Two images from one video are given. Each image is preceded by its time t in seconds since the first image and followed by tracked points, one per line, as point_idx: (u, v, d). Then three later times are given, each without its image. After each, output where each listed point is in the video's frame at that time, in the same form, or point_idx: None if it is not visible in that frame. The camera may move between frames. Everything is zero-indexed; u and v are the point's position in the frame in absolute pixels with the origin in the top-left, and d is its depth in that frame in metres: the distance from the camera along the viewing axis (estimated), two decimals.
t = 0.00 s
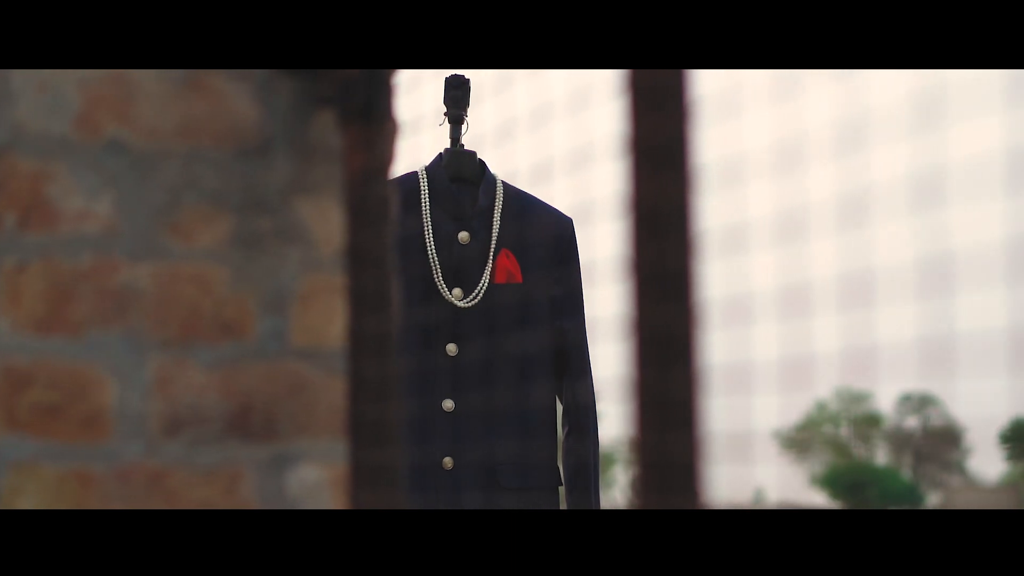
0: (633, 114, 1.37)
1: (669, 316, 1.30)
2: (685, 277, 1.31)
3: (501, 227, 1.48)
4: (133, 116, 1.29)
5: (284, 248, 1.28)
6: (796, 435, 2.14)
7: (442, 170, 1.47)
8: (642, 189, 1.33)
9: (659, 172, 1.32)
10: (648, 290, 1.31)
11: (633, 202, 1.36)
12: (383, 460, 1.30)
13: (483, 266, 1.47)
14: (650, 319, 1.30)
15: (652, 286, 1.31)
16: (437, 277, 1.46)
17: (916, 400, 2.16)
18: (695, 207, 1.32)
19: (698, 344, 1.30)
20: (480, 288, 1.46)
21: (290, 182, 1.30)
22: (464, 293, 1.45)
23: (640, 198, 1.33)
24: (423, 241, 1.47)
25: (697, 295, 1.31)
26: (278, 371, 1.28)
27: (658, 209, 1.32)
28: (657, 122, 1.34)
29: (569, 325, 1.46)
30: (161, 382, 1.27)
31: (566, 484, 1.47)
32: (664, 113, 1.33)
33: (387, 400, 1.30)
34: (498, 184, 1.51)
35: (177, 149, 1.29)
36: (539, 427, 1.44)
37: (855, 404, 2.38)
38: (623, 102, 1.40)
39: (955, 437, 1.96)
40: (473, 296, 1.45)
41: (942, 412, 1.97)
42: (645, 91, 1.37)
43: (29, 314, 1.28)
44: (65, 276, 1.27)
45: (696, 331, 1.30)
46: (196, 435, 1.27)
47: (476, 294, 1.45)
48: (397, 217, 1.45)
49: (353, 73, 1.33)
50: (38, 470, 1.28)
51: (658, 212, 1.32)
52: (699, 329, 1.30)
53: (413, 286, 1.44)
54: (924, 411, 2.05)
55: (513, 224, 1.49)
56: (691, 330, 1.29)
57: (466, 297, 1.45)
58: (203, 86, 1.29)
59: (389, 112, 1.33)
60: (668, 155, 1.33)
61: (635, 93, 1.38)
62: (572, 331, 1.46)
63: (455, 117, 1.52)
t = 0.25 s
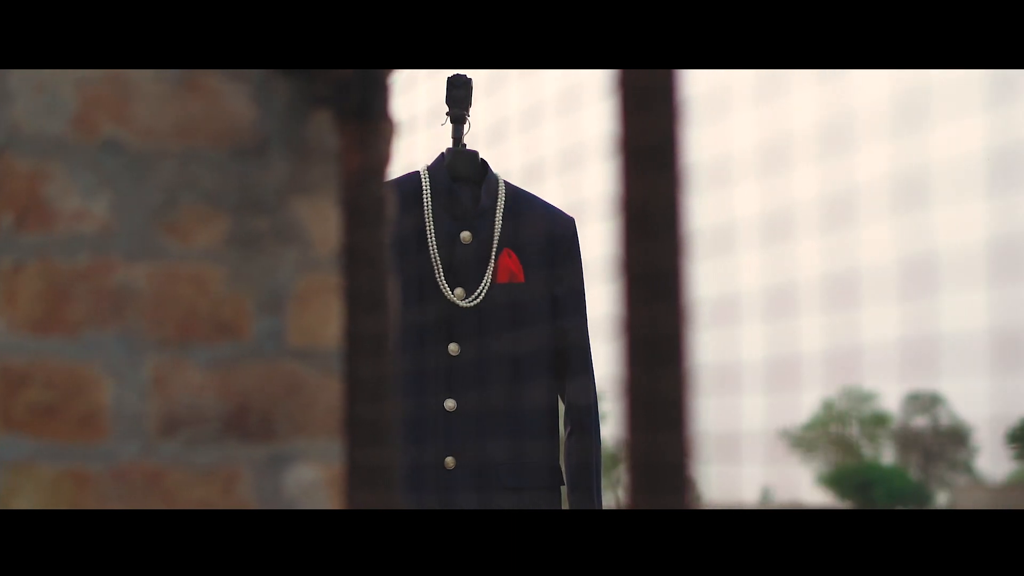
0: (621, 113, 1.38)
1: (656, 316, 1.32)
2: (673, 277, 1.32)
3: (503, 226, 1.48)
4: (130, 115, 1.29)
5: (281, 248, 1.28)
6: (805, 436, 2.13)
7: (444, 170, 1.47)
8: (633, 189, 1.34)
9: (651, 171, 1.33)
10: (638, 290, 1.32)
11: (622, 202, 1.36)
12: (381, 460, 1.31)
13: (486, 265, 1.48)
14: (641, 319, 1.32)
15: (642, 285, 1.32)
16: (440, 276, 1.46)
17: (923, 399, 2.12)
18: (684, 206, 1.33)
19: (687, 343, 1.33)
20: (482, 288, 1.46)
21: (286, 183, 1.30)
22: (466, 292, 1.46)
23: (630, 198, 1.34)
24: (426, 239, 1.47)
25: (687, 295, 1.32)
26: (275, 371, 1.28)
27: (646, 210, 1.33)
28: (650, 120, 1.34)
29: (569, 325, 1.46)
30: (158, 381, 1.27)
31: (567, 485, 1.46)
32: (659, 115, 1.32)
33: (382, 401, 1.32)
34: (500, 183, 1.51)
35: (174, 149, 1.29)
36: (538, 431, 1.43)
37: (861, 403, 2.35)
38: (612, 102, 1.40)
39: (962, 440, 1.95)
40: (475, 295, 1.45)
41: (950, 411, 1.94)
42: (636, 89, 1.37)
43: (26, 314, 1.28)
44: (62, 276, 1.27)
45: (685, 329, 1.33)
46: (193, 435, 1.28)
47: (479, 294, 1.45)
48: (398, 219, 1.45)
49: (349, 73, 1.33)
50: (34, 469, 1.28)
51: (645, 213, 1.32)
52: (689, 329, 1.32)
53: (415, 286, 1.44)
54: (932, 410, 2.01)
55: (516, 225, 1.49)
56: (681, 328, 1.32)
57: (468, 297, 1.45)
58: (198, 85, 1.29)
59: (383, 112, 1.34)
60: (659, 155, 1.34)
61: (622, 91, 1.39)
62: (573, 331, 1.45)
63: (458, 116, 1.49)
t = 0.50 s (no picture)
0: (612, 113, 1.35)
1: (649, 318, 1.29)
2: (663, 276, 1.30)
3: (504, 227, 1.41)
4: (126, 116, 1.29)
5: (278, 247, 1.29)
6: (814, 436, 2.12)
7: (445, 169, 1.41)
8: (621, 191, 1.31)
9: (639, 173, 1.30)
10: (626, 290, 1.32)
11: (612, 203, 1.34)
12: (377, 460, 1.30)
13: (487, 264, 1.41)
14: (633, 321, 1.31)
15: (634, 286, 1.31)
16: (440, 276, 1.39)
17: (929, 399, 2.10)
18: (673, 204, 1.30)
19: (676, 342, 1.29)
20: (484, 287, 1.39)
21: (282, 183, 1.30)
22: (468, 292, 1.38)
23: (619, 197, 1.33)
24: (425, 237, 1.40)
25: (677, 294, 1.29)
26: (270, 371, 1.29)
27: (636, 209, 1.31)
28: (638, 121, 1.32)
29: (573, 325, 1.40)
30: (154, 381, 1.27)
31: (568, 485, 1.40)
32: (650, 115, 1.31)
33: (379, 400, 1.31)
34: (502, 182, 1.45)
35: (170, 149, 1.29)
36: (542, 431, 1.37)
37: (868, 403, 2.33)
38: (602, 102, 1.38)
39: (969, 440, 1.94)
40: (477, 295, 1.38)
41: (956, 410, 1.91)
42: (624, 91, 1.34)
43: (22, 314, 1.27)
44: (57, 277, 1.27)
45: (678, 331, 1.30)
46: (188, 434, 1.28)
47: (480, 294, 1.39)
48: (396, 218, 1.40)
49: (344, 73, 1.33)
50: (30, 469, 1.28)
51: (637, 215, 1.30)
52: (678, 327, 1.29)
53: (415, 285, 1.37)
54: (939, 410, 1.98)
55: (518, 224, 1.43)
56: (670, 327, 1.29)
57: (469, 297, 1.38)
58: (196, 86, 1.29)
59: (379, 112, 1.34)
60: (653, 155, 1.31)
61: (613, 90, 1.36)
62: (574, 330, 1.38)
63: (460, 116, 1.49)
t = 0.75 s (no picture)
0: (598, 113, 1.38)
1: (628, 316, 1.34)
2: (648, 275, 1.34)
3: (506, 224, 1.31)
4: (120, 115, 1.29)
5: (272, 247, 1.30)
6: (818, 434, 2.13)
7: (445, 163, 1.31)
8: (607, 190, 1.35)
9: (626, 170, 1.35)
10: (612, 290, 1.34)
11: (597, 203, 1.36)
12: (368, 459, 1.30)
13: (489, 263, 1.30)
14: (618, 318, 1.34)
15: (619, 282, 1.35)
16: (439, 277, 1.29)
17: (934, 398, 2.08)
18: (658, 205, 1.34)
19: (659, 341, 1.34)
20: (487, 286, 1.29)
21: (277, 182, 1.31)
22: (468, 291, 1.29)
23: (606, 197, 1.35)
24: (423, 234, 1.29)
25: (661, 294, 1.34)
26: (264, 370, 1.29)
27: (621, 210, 1.34)
28: (625, 121, 1.36)
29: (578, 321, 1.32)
30: (149, 380, 1.28)
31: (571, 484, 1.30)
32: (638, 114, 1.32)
33: (372, 399, 1.31)
34: (502, 179, 1.35)
35: (164, 148, 1.29)
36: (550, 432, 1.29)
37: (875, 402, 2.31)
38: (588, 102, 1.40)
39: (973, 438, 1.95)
40: (478, 294, 1.28)
41: (962, 408, 1.89)
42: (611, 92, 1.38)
43: (16, 314, 1.27)
44: (52, 276, 1.27)
45: (661, 330, 1.34)
46: (183, 433, 1.28)
47: (482, 293, 1.29)
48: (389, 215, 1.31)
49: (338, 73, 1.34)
50: (23, 469, 1.28)
51: (619, 213, 1.34)
52: (662, 326, 1.34)
53: (410, 282, 1.27)
54: (943, 409, 1.99)
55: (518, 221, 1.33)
56: (654, 326, 1.33)
57: (470, 296, 1.28)
58: (191, 86, 1.30)
59: (372, 110, 1.35)
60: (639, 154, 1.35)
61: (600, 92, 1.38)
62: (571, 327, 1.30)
63: (462, 115, 1.36)
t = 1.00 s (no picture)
0: (584, 110, 1.39)
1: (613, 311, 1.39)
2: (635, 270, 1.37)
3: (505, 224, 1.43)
4: (114, 113, 1.30)
5: (265, 244, 1.30)
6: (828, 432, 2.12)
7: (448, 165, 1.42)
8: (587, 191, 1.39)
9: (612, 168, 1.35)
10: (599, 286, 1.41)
11: (585, 200, 1.41)
12: (358, 455, 1.32)
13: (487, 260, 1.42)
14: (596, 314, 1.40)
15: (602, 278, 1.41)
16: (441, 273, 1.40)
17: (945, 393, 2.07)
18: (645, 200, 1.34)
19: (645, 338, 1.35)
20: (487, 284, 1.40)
21: (270, 179, 1.32)
22: (468, 289, 1.40)
23: (595, 195, 1.38)
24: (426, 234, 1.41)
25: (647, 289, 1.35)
26: (257, 367, 1.30)
27: (604, 207, 1.39)
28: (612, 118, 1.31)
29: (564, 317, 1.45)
30: (142, 377, 1.28)
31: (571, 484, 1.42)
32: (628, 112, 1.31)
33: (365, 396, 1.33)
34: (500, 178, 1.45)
35: (158, 146, 1.30)
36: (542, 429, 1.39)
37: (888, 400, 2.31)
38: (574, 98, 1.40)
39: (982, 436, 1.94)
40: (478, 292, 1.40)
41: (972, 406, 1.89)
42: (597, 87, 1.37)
43: (9, 310, 1.27)
44: (45, 273, 1.27)
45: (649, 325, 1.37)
46: (178, 431, 1.29)
47: (482, 291, 1.40)
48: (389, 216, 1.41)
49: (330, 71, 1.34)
50: (17, 466, 1.28)
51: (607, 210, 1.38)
52: (647, 322, 1.35)
53: (412, 278, 1.39)
54: (952, 406, 1.98)
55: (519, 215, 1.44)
56: (641, 322, 1.36)
57: (470, 293, 1.40)
58: (183, 83, 1.30)
59: (364, 108, 1.36)
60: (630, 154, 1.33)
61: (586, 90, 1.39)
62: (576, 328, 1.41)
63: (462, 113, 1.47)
